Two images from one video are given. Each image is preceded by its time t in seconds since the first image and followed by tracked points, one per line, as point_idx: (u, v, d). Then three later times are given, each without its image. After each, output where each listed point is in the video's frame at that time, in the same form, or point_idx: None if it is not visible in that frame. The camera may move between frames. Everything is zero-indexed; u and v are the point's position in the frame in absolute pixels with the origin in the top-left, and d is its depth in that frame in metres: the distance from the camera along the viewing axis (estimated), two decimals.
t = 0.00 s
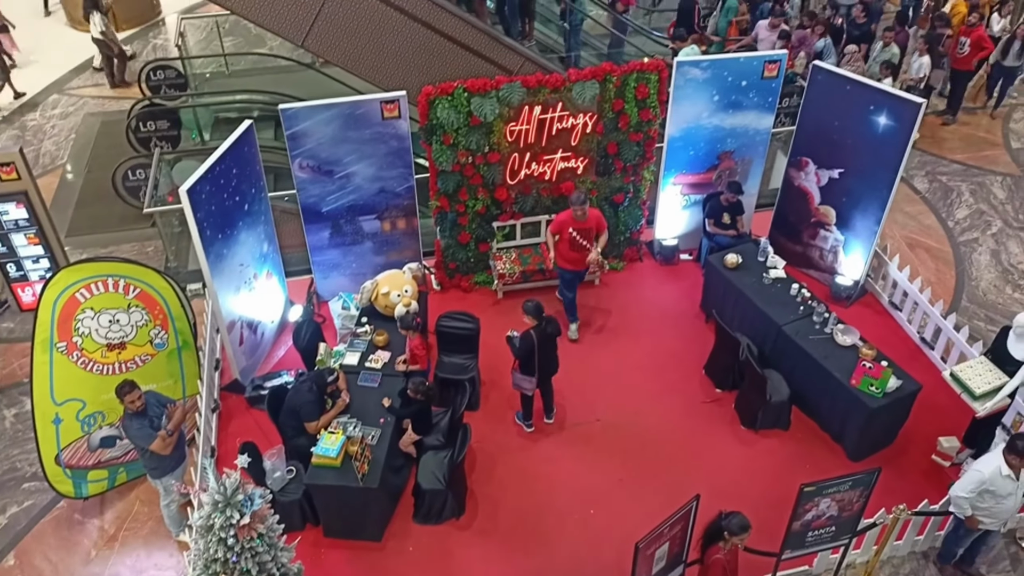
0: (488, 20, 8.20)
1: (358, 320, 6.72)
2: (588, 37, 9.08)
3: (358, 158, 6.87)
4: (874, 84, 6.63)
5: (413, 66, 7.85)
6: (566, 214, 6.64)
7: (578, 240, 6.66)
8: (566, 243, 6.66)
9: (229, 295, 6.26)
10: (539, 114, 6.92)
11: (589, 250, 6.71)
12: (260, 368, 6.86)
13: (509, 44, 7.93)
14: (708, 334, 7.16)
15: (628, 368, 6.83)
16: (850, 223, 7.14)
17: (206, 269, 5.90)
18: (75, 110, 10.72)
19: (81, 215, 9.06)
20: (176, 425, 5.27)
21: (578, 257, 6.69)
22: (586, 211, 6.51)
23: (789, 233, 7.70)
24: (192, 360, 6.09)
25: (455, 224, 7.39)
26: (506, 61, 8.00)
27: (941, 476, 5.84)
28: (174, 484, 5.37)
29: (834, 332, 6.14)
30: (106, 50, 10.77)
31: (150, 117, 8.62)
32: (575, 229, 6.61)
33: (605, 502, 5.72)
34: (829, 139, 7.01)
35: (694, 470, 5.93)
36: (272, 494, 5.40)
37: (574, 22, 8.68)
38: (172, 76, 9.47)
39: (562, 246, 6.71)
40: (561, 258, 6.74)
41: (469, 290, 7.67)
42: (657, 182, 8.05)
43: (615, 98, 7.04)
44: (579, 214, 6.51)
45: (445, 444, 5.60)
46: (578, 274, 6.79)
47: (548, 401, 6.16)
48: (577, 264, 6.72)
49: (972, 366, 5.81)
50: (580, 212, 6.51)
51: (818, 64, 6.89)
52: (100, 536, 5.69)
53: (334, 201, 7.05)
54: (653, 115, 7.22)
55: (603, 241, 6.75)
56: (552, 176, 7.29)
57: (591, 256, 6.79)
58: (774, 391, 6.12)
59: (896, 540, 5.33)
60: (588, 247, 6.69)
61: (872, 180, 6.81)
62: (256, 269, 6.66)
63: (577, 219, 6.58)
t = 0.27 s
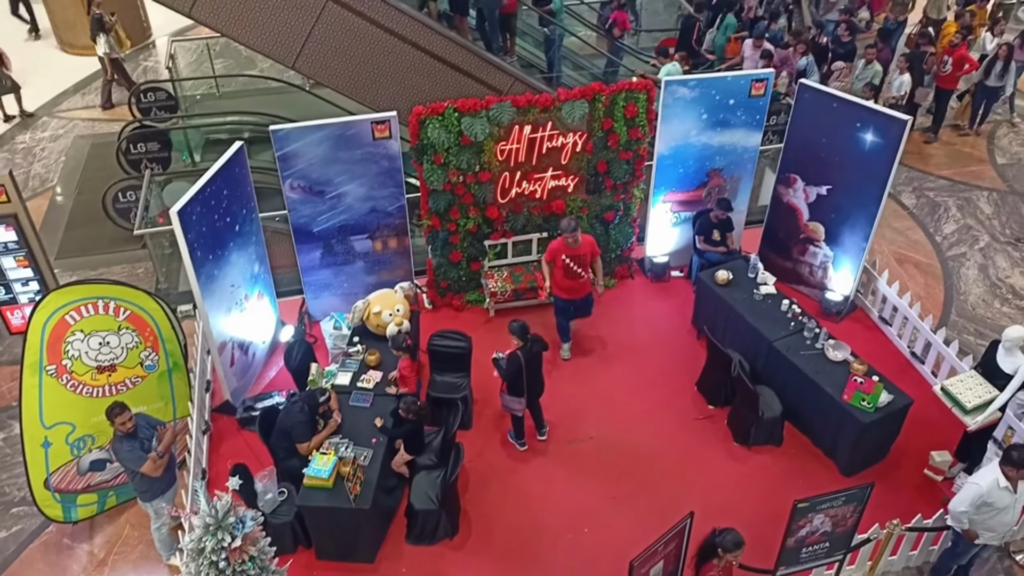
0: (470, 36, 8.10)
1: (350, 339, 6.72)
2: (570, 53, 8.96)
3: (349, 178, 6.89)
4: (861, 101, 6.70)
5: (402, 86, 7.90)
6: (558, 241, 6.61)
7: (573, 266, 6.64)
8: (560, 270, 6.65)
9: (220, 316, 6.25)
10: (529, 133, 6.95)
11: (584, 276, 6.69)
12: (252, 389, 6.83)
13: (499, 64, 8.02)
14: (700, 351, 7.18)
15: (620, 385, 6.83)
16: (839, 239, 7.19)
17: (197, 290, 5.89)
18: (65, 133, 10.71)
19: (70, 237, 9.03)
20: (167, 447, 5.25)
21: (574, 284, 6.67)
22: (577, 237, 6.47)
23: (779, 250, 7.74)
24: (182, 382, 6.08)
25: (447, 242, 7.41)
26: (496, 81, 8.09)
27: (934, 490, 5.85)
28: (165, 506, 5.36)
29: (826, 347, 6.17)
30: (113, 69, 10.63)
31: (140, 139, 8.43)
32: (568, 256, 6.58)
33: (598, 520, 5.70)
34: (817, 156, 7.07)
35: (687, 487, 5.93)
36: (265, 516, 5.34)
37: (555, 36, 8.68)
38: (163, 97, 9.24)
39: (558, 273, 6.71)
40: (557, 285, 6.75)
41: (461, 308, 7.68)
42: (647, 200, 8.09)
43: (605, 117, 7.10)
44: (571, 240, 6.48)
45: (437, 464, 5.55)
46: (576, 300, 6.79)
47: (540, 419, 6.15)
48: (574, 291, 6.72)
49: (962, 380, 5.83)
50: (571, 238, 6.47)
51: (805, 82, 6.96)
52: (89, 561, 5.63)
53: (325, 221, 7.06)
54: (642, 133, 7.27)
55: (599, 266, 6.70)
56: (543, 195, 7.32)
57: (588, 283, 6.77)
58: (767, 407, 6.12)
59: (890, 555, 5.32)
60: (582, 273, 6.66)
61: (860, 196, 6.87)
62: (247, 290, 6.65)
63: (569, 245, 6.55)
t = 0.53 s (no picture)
0: (448, 50, 8.14)
1: (340, 359, 6.69)
2: (550, 68, 9.15)
3: (338, 198, 6.89)
4: (845, 118, 6.77)
5: (391, 106, 7.98)
6: (555, 267, 6.43)
7: (568, 293, 6.46)
8: (555, 296, 6.48)
9: (208, 337, 6.22)
10: (516, 151, 6.98)
11: (579, 304, 6.52)
12: (240, 411, 6.79)
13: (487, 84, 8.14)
14: (690, 366, 7.18)
15: (611, 402, 6.82)
16: (826, 254, 7.24)
17: (185, 312, 5.86)
18: (51, 155, 10.67)
19: (56, 260, 8.97)
20: (154, 470, 5.22)
21: (568, 311, 6.52)
22: (573, 266, 6.28)
23: (766, 265, 7.79)
24: (171, 404, 6.03)
25: (435, 261, 7.42)
26: (483, 100, 8.19)
27: (925, 504, 5.86)
28: (152, 531, 5.30)
29: (814, 362, 6.18)
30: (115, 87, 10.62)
31: (127, 160, 8.57)
32: (563, 283, 6.40)
33: (591, 538, 5.67)
34: (802, 173, 7.13)
35: (679, 503, 5.91)
36: (254, 539, 5.27)
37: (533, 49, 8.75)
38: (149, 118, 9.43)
39: (552, 299, 6.54)
40: (551, 310, 6.60)
41: (450, 326, 7.67)
42: (635, 217, 8.13)
43: (592, 135, 7.14)
44: (567, 269, 6.29)
45: (429, 484, 5.46)
46: (570, 327, 6.64)
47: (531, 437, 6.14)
48: (567, 318, 6.56)
49: (950, 394, 5.85)
50: (566, 266, 6.28)
51: (789, 99, 7.03)
52: None
53: (313, 241, 7.05)
54: (629, 151, 7.32)
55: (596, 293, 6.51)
56: (532, 213, 7.34)
57: (585, 311, 6.60)
58: (757, 423, 6.11)
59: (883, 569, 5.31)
60: (577, 301, 6.49)
61: (845, 211, 6.92)
62: (234, 310, 6.62)
63: (565, 273, 6.36)
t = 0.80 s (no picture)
0: (432, 67, 8.18)
1: (333, 380, 6.61)
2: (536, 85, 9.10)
3: (331, 219, 6.90)
4: (835, 137, 6.82)
5: (384, 127, 8.11)
6: (561, 296, 6.27)
7: (574, 325, 6.30)
8: (560, 327, 6.32)
9: (200, 359, 6.20)
10: (509, 171, 7.01)
11: (584, 337, 6.34)
12: (233, 433, 6.75)
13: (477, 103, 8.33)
14: (684, 385, 7.18)
15: (605, 421, 6.81)
16: (818, 272, 7.27)
17: (178, 334, 5.84)
18: (44, 177, 10.67)
19: (49, 282, 8.95)
20: (145, 494, 5.16)
21: (574, 344, 6.36)
22: (579, 298, 6.10)
23: (759, 284, 7.82)
24: (163, 428, 5.98)
25: (429, 281, 7.42)
26: (476, 120, 8.38)
27: (921, 522, 5.86)
28: (143, 555, 5.31)
29: (808, 380, 6.19)
30: (125, 109, 9.94)
31: (121, 182, 8.57)
32: (569, 314, 6.24)
33: (586, 559, 5.65)
34: (793, 191, 7.18)
35: (674, 523, 5.90)
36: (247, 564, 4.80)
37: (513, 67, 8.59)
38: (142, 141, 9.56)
39: (557, 329, 6.39)
40: (557, 341, 6.44)
41: (444, 346, 7.66)
42: (628, 236, 8.16)
43: (584, 155, 7.18)
44: (572, 300, 6.14)
45: (423, 506, 5.35)
46: (574, 360, 6.46)
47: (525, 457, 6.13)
48: (571, 350, 6.40)
49: (943, 411, 5.87)
50: (573, 297, 6.11)
51: (779, 118, 7.09)
52: None
53: (307, 262, 7.05)
54: (621, 171, 7.35)
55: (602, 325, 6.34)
56: (525, 233, 7.36)
57: (591, 344, 6.42)
58: (752, 442, 6.06)
59: None
60: (583, 333, 6.33)
61: (836, 230, 6.97)
62: (227, 332, 6.60)
63: (571, 304, 6.20)
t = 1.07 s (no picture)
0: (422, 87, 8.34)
1: (331, 405, 6.63)
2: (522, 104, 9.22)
3: (330, 243, 6.92)
4: (831, 161, 6.86)
5: (384, 153, 8.32)
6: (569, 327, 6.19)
7: (578, 358, 6.21)
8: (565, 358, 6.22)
9: (199, 383, 6.18)
10: (508, 196, 7.04)
11: (588, 371, 6.23)
12: (231, 458, 6.72)
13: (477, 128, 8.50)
14: (684, 409, 7.17)
15: (604, 445, 6.79)
16: (816, 295, 7.28)
17: (176, 358, 5.83)
18: (45, 202, 10.70)
19: (48, 306, 8.96)
20: (142, 520, 5.24)
21: (577, 376, 6.24)
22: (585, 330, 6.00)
23: (757, 307, 7.83)
24: (161, 453, 5.92)
25: (428, 304, 7.43)
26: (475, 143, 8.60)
27: (923, 547, 5.81)
28: None
29: (808, 404, 6.18)
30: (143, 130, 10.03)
31: (121, 207, 8.60)
32: (574, 345, 6.15)
33: None
34: (790, 215, 7.22)
35: (675, 548, 5.86)
36: None
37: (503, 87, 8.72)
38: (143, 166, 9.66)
39: (564, 360, 6.30)
40: (563, 372, 6.34)
41: (443, 370, 7.64)
42: (626, 259, 8.18)
43: (582, 179, 7.22)
44: (579, 332, 6.04)
45: (422, 532, 5.32)
46: (579, 393, 6.34)
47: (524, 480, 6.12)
48: (576, 383, 6.28)
49: (943, 434, 5.86)
50: (579, 329, 6.02)
51: (776, 143, 7.13)
52: None
53: (306, 286, 7.06)
54: (619, 195, 7.38)
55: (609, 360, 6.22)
56: (524, 257, 7.37)
57: (594, 379, 6.30)
58: (752, 466, 5.99)
59: None
60: (587, 366, 6.21)
61: (833, 253, 6.99)
62: (226, 356, 6.59)
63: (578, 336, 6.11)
